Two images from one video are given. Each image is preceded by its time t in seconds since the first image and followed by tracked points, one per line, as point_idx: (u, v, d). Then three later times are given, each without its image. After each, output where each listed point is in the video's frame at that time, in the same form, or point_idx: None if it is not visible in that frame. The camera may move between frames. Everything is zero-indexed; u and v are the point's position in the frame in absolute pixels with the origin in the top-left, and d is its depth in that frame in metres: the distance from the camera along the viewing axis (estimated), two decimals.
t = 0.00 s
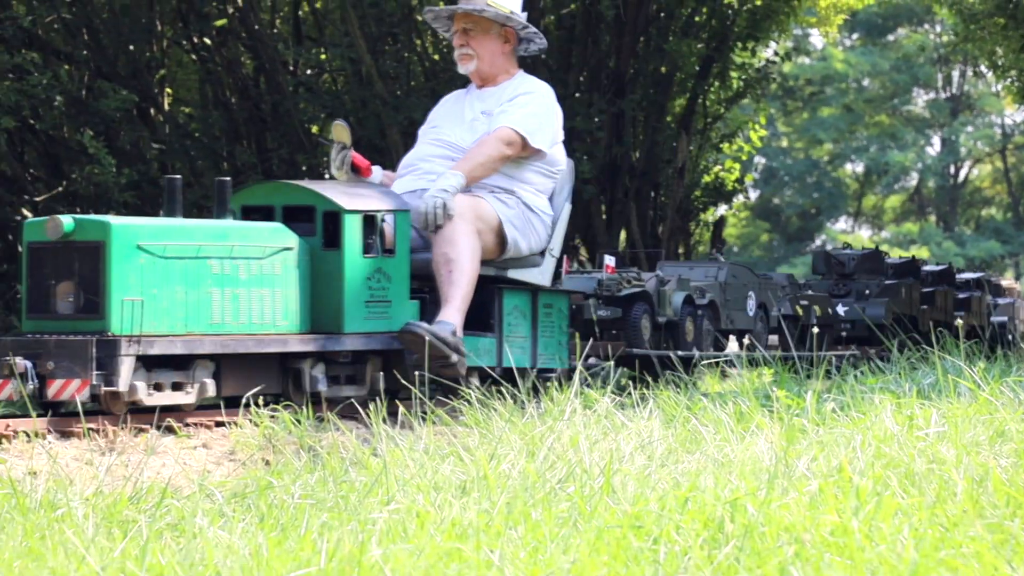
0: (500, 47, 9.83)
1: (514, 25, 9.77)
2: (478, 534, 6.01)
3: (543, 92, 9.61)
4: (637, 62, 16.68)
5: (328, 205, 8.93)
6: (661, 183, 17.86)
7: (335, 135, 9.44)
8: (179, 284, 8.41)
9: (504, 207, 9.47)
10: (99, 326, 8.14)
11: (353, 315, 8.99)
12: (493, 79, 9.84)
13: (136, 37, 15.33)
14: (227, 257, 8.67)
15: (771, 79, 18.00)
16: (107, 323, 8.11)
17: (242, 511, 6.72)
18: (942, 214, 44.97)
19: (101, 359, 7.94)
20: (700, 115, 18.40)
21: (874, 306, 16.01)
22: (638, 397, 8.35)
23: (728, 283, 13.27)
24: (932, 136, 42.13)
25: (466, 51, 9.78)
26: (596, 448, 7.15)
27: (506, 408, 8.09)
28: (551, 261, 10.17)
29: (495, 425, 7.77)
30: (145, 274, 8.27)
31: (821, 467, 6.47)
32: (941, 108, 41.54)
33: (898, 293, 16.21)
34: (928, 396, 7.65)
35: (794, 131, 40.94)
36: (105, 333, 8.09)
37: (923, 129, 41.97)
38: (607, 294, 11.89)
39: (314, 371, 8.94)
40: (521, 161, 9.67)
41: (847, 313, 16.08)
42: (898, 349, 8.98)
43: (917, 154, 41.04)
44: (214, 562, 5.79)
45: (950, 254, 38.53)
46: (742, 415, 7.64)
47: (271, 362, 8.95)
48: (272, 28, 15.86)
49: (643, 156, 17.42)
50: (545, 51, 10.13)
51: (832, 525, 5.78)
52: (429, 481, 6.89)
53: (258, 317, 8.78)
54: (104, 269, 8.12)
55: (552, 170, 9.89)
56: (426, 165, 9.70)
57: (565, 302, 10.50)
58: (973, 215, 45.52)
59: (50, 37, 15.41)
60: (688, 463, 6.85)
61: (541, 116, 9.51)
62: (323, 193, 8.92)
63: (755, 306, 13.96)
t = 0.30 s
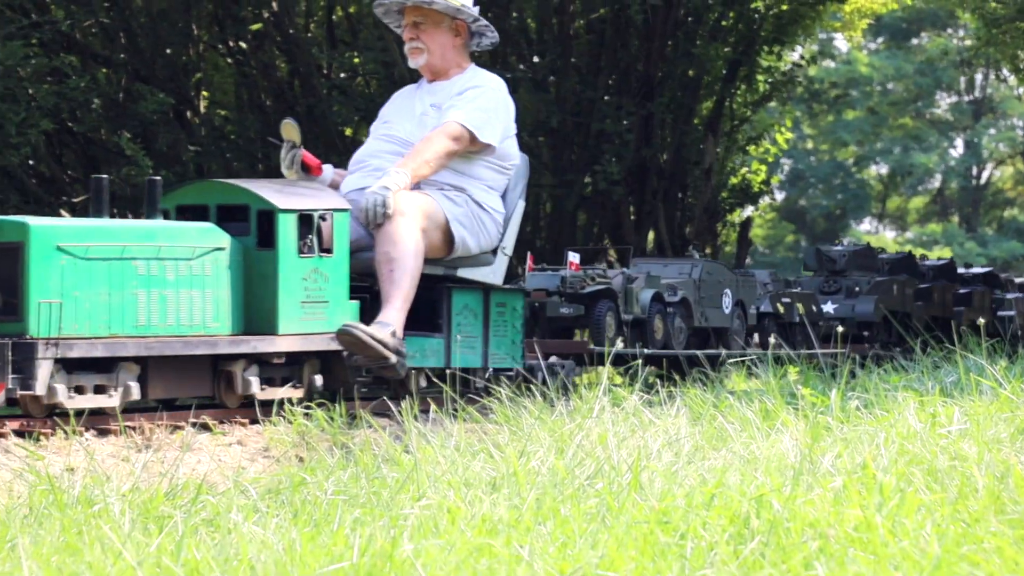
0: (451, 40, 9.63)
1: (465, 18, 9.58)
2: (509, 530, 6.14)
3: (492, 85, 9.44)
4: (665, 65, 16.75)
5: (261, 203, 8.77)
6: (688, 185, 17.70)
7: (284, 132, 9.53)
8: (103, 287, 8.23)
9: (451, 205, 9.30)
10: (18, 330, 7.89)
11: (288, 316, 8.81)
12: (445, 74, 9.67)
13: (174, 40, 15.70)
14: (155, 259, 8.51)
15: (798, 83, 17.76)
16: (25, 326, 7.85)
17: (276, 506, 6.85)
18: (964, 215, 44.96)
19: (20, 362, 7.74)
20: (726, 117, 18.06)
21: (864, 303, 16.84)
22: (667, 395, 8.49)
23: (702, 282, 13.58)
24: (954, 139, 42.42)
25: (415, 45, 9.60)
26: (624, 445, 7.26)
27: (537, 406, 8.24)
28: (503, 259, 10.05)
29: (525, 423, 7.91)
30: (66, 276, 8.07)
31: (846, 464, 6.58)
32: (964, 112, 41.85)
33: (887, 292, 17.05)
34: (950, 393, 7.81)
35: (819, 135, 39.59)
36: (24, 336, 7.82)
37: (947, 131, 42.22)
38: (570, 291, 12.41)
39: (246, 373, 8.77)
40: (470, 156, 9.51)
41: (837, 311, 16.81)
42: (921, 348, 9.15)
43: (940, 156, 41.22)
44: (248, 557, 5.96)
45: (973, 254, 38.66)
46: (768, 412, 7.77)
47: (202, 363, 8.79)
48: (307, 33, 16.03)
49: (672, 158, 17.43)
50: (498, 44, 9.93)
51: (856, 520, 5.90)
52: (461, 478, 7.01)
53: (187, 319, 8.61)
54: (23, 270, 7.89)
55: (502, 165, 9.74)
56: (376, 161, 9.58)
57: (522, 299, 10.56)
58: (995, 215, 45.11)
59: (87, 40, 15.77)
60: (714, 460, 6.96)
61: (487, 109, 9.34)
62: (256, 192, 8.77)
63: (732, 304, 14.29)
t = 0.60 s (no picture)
0: (388, 37, 9.25)
1: (401, 15, 9.19)
2: (532, 524, 6.30)
3: (427, 81, 9.08)
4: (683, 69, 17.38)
5: (181, 202, 8.37)
6: (706, 184, 18.33)
7: (222, 131, 9.03)
8: (14, 285, 7.86)
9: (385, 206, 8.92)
10: None
11: (209, 319, 8.38)
12: (381, 72, 9.27)
13: (202, 45, 16.56)
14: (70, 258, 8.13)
15: (814, 86, 18.40)
16: None
17: (304, 501, 7.01)
18: (977, 217, 45.13)
19: None
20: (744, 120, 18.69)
21: (840, 300, 18.62)
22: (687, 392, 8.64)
23: (661, 280, 13.90)
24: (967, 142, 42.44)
25: (351, 42, 9.22)
26: (645, 442, 7.41)
27: (559, 403, 8.38)
28: (439, 259, 9.80)
29: (547, 420, 8.06)
30: None
31: (861, 459, 6.73)
32: (976, 115, 41.79)
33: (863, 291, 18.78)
34: (964, 390, 7.98)
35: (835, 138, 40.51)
36: None
37: (958, 134, 42.24)
38: (520, 289, 12.27)
39: (166, 376, 8.34)
40: (405, 154, 9.13)
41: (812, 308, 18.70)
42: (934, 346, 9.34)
43: (953, 158, 41.30)
44: (277, 550, 6.14)
45: (984, 254, 38.97)
46: (785, 409, 7.91)
47: (121, 364, 8.39)
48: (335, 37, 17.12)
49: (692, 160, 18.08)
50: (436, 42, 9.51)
51: (872, 515, 6.05)
52: (485, 473, 7.17)
53: (104, 319, 8.25)
54: None
55: (439, 163, 9.35)
56: (309, 160, 9.15)
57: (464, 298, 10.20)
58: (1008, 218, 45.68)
59: (118, 45, 16.54)
60: (733, 455, 7.10)
61: (423, 106, 8.97)
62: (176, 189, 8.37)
63: (695, 302, 14.67)
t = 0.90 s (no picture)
0: (316, 37, 8.94)
1: (330, 14, 8.87)
2: (548, 516, 6.50)
3: (355, 81, 8.80)
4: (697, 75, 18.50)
5: (96, 201, 8.41)
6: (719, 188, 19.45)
7: (149, 129, 8.81)
8: None
9: (308, 207, 8.67)
10: None
11: (121, 317, 8.42)
12: (310, 72, 8.98)
13: (228, 51, 17.29)
14: None
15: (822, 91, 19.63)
16: None
17: (327, 494, 7.22)
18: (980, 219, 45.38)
19: None
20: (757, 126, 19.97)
21: (804, 297, 18.91)
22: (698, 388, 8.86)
23: (610, 278, 13.87)
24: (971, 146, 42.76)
25: (280, 41, 8.91)
26: (658, 437, 7.61)
27: (575, 399, 8.59)
28: (366, 259, 9.63)
29: (563, 415, 8.28)
30: None
31: (868, 454, 6.93)
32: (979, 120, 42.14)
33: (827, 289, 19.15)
34: (967, 386, 8.22)
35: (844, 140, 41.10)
36: None
37: (962, 138, 42.54)
38: (457, 288, 12.43)
39: (76, 374, 8.39)
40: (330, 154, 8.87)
41: (778, 306, 18.94)
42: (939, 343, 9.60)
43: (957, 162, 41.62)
44: (301, 542, 6.33)
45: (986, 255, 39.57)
46: (794, 405, 8.11)
47: (29, 363, 8.38)
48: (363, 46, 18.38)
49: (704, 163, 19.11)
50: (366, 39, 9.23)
51: (878, 508, 6.24)
52: (503, 467, 7.38)
53: (13, 318, 8.18)
54: None
55: (365, 162, 9.09)
56: (234, 160, 8.93)
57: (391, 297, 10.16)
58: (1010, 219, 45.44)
59: (147, 51, 17.40)
60: (743, 450, 7.30)
61: (349, 107, 8.69)
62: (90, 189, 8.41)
63: (647, 301, 14.53)
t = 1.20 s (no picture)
0: (236, 39, 8.54)
1: (250, 15, 8.49)
2: (559, 507, 6.76)
3: (274, 84, 8.41)
4: (701, 82, 20.18)
5: None
6: (718, 190, 21.33)
7: (66, 129, 8.18)
8: None
9: (224, 208, 8.25)
10: None
11: (24, 317, 7.61)
12: (231, 74, 8.57)
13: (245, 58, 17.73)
14: None
15: (822, 98, 21.02)
16: None
17: (346, 486, 7.49)
18: (976, 221, 45.43)
19: None
20: (756, 131, 21.73)
21: (757, 293, 19.06)
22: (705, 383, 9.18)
23: (547, 277, 14.32)
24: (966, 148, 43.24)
25: (198, 43, 8.51)
26: (665, 430, 7.87)
27: (584, 394, 8.89)
28: (284, 260, 9.08)
29: (573, 409, 8.55)
30: None
31: (867, 447, 7.17)
32: (973, 125, 42.47)
33: (781, 286, 19.24)
34: (962, 381, 8.52)
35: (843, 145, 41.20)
36: None
37: (957, 143, 42.79)
38: (386, 286, 12.74)
39: None
40: (246, 155, 8.46)
41: (731, 303, 19.06)
42: (935, 339, 10.01)
43: (953, 165, 42.02)
44: (320, 532, 6.59)
45: (981, 254, 40.24)
46: (797, 400, 8.37)
47: None
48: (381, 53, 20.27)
49: (706, 168, 20.99)
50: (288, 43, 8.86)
51: (877, 499, 6.50)
52: (515, 459, 7.64)
53: None
54: None
55: (283, 164, 8.69)
56: (145, 162, 8.41)
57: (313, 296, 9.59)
58: (1005, 220, 45.51)
59: (172, 59, 18.96)
60: (747, 443, 7.55)
61: (268, 109, 8.31)
62: None
63: (587, 299, 15.16)
